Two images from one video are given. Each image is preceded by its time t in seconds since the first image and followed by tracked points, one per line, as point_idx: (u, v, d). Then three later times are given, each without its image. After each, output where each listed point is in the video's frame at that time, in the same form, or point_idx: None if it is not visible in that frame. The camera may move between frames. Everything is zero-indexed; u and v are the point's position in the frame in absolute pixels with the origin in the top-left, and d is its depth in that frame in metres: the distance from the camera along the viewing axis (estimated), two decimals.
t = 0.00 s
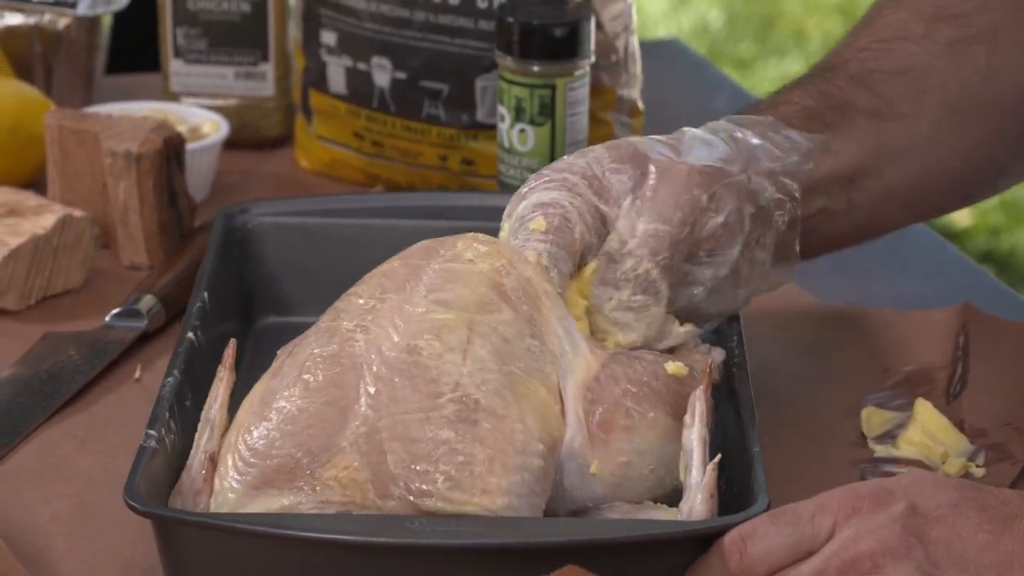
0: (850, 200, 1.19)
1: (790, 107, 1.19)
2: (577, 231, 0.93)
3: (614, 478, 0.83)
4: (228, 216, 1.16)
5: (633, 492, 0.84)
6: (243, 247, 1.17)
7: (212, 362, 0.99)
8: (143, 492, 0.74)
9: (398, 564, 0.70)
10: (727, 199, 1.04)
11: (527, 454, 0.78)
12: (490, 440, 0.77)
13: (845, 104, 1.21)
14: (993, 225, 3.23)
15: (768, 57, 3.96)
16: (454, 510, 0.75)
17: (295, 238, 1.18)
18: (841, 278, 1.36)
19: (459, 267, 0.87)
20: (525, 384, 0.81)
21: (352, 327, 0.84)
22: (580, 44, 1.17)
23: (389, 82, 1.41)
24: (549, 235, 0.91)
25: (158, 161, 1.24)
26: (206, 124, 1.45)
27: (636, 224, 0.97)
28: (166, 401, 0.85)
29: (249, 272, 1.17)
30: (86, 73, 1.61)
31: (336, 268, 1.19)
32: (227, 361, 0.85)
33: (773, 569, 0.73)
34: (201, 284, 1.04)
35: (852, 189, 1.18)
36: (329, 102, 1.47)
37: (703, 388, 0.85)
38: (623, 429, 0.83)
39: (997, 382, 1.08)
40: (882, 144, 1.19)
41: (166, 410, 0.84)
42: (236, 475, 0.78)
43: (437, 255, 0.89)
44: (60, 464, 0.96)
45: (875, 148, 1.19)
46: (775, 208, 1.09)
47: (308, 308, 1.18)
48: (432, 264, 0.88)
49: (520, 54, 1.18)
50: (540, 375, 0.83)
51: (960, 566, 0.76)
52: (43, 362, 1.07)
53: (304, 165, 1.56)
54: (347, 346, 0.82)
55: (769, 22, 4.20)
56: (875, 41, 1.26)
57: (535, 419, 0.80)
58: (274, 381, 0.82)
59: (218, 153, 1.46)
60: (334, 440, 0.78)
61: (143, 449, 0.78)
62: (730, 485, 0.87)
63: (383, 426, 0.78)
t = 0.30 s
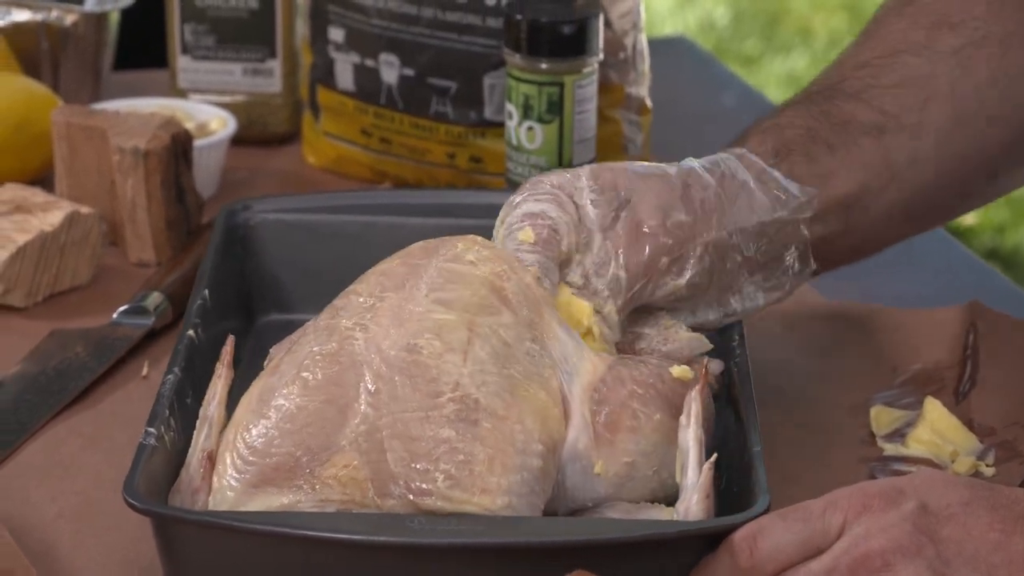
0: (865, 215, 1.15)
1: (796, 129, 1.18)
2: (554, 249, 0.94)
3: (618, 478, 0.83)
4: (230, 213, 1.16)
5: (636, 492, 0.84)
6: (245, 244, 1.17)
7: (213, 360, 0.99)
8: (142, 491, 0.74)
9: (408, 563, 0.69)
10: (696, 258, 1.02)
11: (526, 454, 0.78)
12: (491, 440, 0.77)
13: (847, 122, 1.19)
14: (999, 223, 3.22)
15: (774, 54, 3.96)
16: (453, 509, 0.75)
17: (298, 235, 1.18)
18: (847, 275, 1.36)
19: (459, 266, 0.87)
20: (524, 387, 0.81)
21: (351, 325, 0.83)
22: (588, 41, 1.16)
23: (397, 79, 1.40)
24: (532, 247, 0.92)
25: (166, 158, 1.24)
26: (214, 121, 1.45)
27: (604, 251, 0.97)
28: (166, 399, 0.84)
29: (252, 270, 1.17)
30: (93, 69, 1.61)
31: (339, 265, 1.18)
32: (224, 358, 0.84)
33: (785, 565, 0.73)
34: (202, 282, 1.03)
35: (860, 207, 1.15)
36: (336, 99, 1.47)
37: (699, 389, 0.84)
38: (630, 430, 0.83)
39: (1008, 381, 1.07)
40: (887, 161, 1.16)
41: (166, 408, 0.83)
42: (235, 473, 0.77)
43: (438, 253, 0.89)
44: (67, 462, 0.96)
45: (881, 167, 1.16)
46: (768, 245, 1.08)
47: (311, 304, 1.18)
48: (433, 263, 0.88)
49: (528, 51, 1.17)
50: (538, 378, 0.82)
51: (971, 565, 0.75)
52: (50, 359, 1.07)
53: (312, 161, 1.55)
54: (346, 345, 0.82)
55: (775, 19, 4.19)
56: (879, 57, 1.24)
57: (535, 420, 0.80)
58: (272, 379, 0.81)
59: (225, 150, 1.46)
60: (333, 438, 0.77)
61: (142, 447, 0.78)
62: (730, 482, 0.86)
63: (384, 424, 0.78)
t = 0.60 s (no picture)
0: (862, 212, 1.07)
1: (791, 121, 1.11)
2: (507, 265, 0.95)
3: (608, 477, 0.82)
4: (230, 212, 1.16)
5: (627, 492, 0.83)
6: (245, 242, 1.17)
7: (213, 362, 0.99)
8: (132, 489, 0.74)
9: (410, 564, 0.69)
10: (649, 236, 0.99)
11: (516, 455, 0.78)
12: (481, 439, 0.77)
13: (847, 111, 1.11)
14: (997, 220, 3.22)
15: (774, 50, 3.95)
16: (441, 507, 0.75)
17: (297, 233, 1.18)
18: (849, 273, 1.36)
19: (454, 269, 0.88)
20: (519, 388, 0.81)
21: (343, 324, 0.83)
22: (588, 39, 1.16)
23: (397, 77, 1.40)
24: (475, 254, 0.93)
25: (165, 156, 1.24)
26: (213, 118, 1.44)
27: (559, 249, 0.95)
28: (157, 396, 0.84)
29: (251, 268, 1.17)
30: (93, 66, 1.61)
31: (338, 264, 1.18)
32: (217, 355, 0.84)
33: (783, 564, 0.74)
34: (199, 279, 1.03)
35: (863, 199, 1.07)
36: (336, 97, 1.46)
37: (687, 390, 0.83)
38: (621, 427, 0.82)
39: (1008, 380, 1.07)
40: (892, 150, 1.07)
41: (157, 406, 0.83)
42: (224, 469, 0.77)
43: (432, 255, 0.89)
44: (67, 460, 0.96)
45: (884, 155, 1.07)
46: (751, 236, 1.04)
47: (312, 301, 1.17)
48: (427, 263, 0.88)
49: (527, 49, 1.17)
50: (535, 379, 0.82)
51: (972, 565, 0.75)
52: (50, 357, 1.06)
53: (311, 159, 1.55)
54: (338, 343, 0.82)
55: (773, 16, 4.19)
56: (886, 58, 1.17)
57: (526, 420, 0.80)
58: (264, 376, 0.81)
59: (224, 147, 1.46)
60: (324, 434, 0.77)
61: (132, 444, 0.77)
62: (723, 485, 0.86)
63: (374, 421, 0.78)
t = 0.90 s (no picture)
0: (886, 209, 0.90)
1: (813, 112, 0.96)
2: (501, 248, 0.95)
3: (622, 477, 0.82)
4: (236, 209, 1.16)
5: (638, 492, 0.83)
6: (252, 239, 1.16)
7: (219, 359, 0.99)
8: (139, 487, 0.73)
9: (417, 562, 0.69)
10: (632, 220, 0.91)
11: (525, 455, 0.77)
12: (490, 439, 0.77)
13: (873, 100, 0.94)
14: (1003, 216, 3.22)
15: (780, 46, 3.94)
16: (448, 506, 0.74)
17: (304, 231, 1.17)
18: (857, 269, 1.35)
19: (466, 267, 0.88)
20: (530, 384, 0.81)
21: (354, 322, 0.83)
22: (595, 36, 1.16)
23: (404, 74, 1.40)
24: (459, 228, 0.95)
25: (172, 154, 1.24)
26: (220, 116, 1.44)
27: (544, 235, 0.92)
28: (164, 394, 0.84)
29: (258, 265, 1.16)
30: (99, 63, 1.61)
31: (345, 261, 1.18)
32: (227, 354, 0.84)
33: (792, 561, 0.73)
34: (206, 276, 1.02)
35: (889, 191, 0.90)
36: (343, 94, 1.46)
37: (694, 390, 0.83)
38: (636, 429, 0.83)
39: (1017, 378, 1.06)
40: (919, 140, 0.90)
41: (164, 403, 0.83)
42: (234, 466, 0.77)
43: (444, 253, 0.90)
44: (74, 458, 0.96)
45: (910, 144, 0.90)
46: (756, 229, 0.91)
47: (317, 299, 1.17)
48: (440, 262, 0.89)
49: (535, 46, 1.17)
50: (546, 377, 0.82)
51: (982, 564, 0.74)
52: (56, 354, 1.06)
53: (318, 156, 1.55)
54: (349, 341, 0.82)
55: (780, 11, 4.17)
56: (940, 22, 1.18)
57: (536, 421, 0.79)
58: (273, 374, 0.82)
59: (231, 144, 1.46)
60: (333, 432, 0.77)
61: (138, 442, 0.77)
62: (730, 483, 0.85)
63: (384, 420, 0.77)
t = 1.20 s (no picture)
0: (927, 197, 0.94)
1: (850, 105, 0.99)
2: (542, 240, 0.95)
3: (628, 475, 0.82)
4: (241, 204, 1.16)
5: (643, 490, 0.83)
6: (256, 235, 1.16)
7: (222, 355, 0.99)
8: (142, 483, 0.73)
9: (420, 559, 0.69)
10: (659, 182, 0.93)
11: (530, 453, 0.77)
12: (495, 436, 0.77)
13: (909, 90, 0.98)
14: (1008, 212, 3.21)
15: (786, 41, 3.93)
16: (451, 503, 0.74)
17: (308, 226, 1.17)
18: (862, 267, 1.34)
19: (473, 268, 0.88)
20: (536, 384, 0.80)
21: (360, 319, 0.83)
22: (599, 31, 1.16)
23: (408, 70, 1.39)
24: (497, 228, 0.95)
25: (176, 149, 1.24)
26: (224, 111, 1.44)
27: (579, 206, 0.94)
28: (167, 390, 0.84)
29: (262, 261, 1.16)
30: (103, 59, 1.60)
31: (348, 257, 1.17)
32: (231, 350, 0.84)
33: (796, 559, 0.73)
34: (210, 272, 1.02)
35: (928, 179, 0.94)
36: (348, 89, 1.46)
37: (699, 387, 0.82)
38: (642, 427, 0.83)
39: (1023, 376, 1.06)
40: (958, 127, 0.94)
41: (167, 400, 0.82)
42: (238, 460, 0.77)
43: (452, 253, 0.90)
44: (77, 455, 0.96)
45: (950, 130, 0.94)
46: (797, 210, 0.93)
47: (322, 295, 1.17)
48: (447, 260, 0.88)
49: (539, 41, 1.16)
50: (553, 376, 0.82)
51: (988, 563, 0.74)
52: (59, 350, 1.06)
53: (322, 152, 1.55)
54: (354, 337, 0.82)
55: (786, 7, 4.15)
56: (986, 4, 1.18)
57: (542, 419, 0.79)
58: (279, 368, 0.82)
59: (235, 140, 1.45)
60: (337, 428, 0.77)
61: (141, 438, 0.77)
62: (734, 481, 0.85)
63: (388, 416, 0.77)
